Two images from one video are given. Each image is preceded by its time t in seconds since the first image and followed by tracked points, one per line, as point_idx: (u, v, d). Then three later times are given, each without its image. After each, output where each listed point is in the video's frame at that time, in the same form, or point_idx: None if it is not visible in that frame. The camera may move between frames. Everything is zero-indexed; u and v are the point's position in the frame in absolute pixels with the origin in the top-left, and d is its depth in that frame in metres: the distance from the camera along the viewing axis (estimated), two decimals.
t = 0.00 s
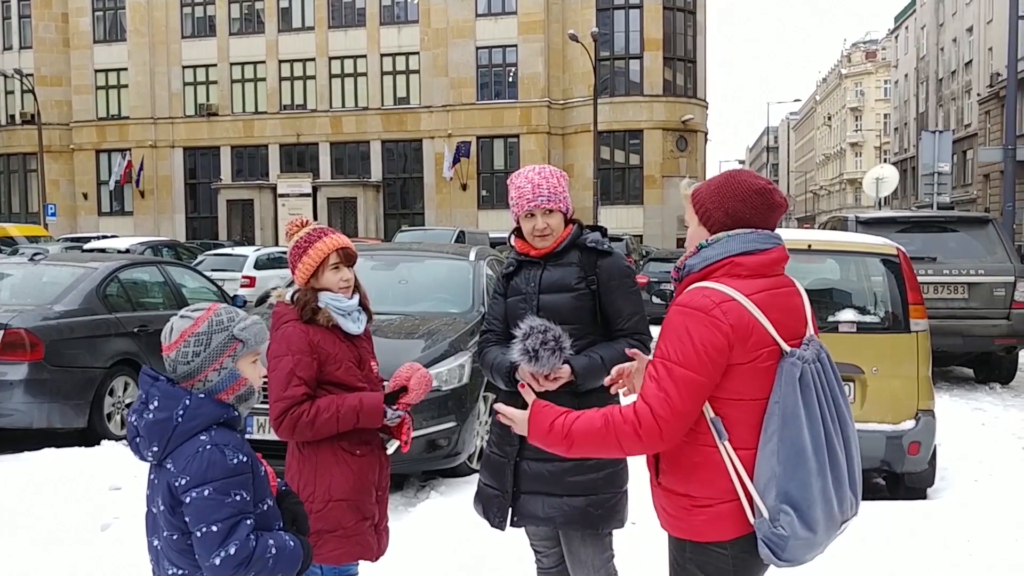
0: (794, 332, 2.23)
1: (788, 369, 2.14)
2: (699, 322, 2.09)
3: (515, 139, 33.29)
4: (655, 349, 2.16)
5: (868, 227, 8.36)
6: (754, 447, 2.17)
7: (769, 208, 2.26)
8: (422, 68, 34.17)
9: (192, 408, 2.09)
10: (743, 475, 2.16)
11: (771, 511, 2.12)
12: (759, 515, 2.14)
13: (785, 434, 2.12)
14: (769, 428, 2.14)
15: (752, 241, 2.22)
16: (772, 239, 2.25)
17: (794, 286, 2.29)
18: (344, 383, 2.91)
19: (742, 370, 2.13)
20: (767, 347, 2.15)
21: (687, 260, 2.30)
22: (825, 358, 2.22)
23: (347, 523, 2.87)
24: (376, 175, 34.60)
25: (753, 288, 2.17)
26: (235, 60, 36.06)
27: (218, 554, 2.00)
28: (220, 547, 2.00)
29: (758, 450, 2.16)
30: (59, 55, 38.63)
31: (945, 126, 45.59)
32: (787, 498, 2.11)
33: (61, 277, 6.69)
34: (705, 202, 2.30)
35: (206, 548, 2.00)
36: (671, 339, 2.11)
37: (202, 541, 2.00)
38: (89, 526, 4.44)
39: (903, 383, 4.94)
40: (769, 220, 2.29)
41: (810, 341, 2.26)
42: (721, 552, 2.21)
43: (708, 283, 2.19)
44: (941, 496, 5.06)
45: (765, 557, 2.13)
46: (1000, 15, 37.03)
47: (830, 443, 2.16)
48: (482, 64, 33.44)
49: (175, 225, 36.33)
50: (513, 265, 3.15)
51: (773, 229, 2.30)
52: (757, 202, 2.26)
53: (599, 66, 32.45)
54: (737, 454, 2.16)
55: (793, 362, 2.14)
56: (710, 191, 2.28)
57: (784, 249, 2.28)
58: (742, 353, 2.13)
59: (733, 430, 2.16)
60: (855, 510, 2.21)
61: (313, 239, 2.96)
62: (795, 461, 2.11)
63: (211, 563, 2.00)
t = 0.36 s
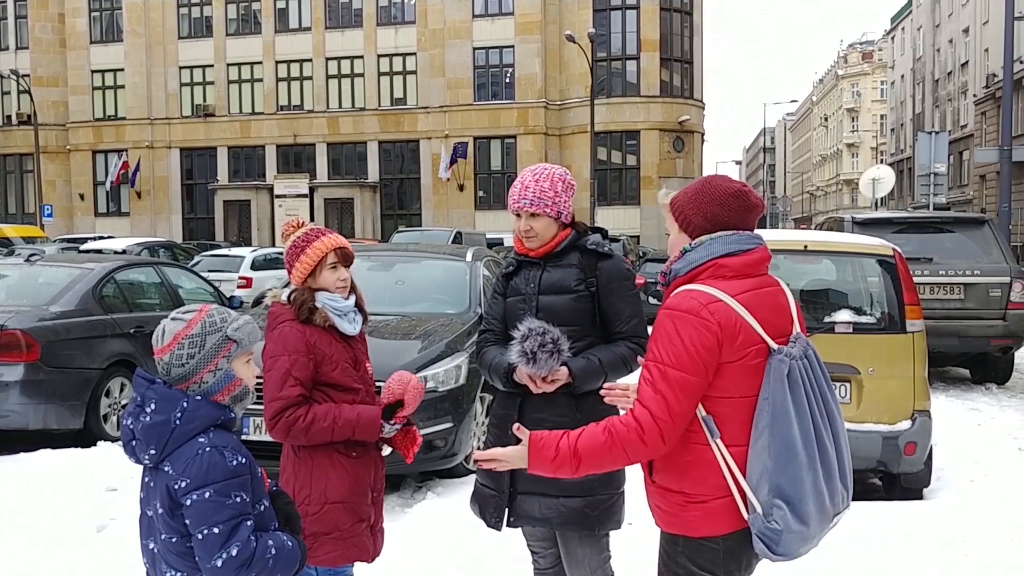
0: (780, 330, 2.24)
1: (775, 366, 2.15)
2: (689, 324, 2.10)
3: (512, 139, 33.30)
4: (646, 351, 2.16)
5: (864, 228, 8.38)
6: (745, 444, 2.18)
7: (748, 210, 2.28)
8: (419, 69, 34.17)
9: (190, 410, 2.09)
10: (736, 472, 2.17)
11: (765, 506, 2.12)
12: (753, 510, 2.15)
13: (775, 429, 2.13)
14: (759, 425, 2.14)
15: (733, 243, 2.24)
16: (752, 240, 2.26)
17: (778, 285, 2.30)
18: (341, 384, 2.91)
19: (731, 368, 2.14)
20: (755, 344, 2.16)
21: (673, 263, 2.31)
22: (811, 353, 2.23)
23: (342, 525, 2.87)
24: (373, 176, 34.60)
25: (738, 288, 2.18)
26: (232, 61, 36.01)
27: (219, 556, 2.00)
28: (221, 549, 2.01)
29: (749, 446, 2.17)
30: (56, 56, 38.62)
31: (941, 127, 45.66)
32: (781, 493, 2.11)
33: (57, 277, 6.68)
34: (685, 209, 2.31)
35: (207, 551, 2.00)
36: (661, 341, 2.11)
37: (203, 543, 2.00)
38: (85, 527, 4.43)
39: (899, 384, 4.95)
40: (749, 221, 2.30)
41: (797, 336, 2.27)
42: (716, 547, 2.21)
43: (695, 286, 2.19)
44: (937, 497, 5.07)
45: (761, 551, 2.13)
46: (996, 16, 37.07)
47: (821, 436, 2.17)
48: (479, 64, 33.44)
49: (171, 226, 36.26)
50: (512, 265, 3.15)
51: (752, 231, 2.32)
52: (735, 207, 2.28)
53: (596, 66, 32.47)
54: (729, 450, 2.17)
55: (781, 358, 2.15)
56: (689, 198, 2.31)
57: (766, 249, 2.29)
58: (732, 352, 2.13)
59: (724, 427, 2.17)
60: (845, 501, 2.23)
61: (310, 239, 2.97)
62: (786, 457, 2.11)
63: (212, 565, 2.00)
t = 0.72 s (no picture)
0: (785, 334, 2.24)
1: (780, 371, 2.14)
2: (691, 328, 2.10)
3: (509, 140, 33.31)
4: (648, 355, 2.16)
5: (860, 229, 8.38)
6: (749, 447, 2.18)
7: (753, 211, 2.28)
8: (416, 70, 34.14)
9: (184, 411, 2.08)
10: (738, 475, 2.17)
11: (768, 510, 2.12)
12: (756, 514, 2.14)
13: (780, 433, 2.13)
14: (763, 430, 2.14)
15: (740, 245, 2.23)
16: (757, 243, 2.26)
17: (783, 288, 2.30)
18: (338, 384, 2.91)
19: (734, 373, 2.14)
20: (759, 347, 2.16)
21: (678, 265, 2.31)
22: (815, 357, 2.24)
23: (339, 525, 2.87)
24: (370, 176, 34.59)
25: (743, 291, 2.18)
26: (228, 62, 35.97)
27: (213, 558, 2.00)
28: (215, 551, 2.00)
29: (752, 450, 2.17)
30: (52, 56, 38.58)
31: (938, 128, 45.76)
32: (783, 499, 2.11)
33: (53, 278, 6.67)
34: (690, 210, 2.31)
35: (201, 553, 2.00)
36: (663, 344, 2.12)
37: (198, 545, 2.00)
38: (80, 529, 4.42)
39: (894, 385, 4.96)
40: (755, 222, 2.31)
41: (803, 340, 2.27)
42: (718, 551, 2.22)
43: (699, 289, 2.19)
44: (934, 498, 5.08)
45: (762, 556, 2.13)
46: (993, 16, 37.16)
47: (825, 441, 2.17)
48: (475, 65, 33.45)
49: (168, 226, 36.19)
50: (510, 265, 3.14)
51: (757, 234, 2.32)
52: (740, 208, 2.27)
53: (593, 67, 32.48)
54: (732, 454, 2.17)
55: (785, 362, 2.15)
56: (694, 199, 2.30)
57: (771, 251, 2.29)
58: (735, 355, 2.13)
59: (727, 431, 2.17)
60: (850, 506, 2.22)
61: (306, 240, 2.96)
62: (790, 461, 2.11)
63: (206, 567, 2.00)
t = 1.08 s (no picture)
0: (813, 335, 2.23)
1: (807, 371, 2.12)
2: (718, 324, 2.08)
3: (506, 141, 33.33)
4: (673, 351, 2.15)
5: (857, 230, 8.38)
6: (771, 450, 2.16)
7: (798, 206, 2.23)
8: (413, 70, 34.12)
9: (173, 413, 2.08)
10: (759, 479, 2.15)
11: (788, 517, 2.11)
12: (776, 519, 2.13)
13: (804, 435, 2.11)
14: (787, 431, 2.12)
15: (780, 240, 2.19)
16: (797, 238, 2.21)
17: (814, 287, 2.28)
18: (333, 385, 2.90)
19: (759, 372, 2.12)
20: (789, 347, 2.14)
21: (712, 253, 2.26)
22: (844, 357, 2.22)
23: (334, 525, 2.87)
24: (367, 177, 34.60)
25: (776, 287, 2.16)
26: (225, 62, 35.96)
27: (199, 561, 1.99)
28: (200, 554, 1.99)
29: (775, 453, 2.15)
30: (49, 57, 38.58)
31: (934, 128, 45.87)
32: (804, 504, 2.10)
33: (49, 279, 6.66)
34: (729, 198, 2.25)
35: (187, 556, 1.99)
36: (687, 337, 2.11)
37: (183, 547, 1.99)
38: (76, 530, 4.41)
39: (891, 385, 4.95)
40: (799, 218, 2.26)
41: (829, 340, 2.25)
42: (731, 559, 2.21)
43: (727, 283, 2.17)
44: (930, 498, 5.08)
45: (781, 564, 2.12)
46: (989, 17, 37.26)
47: (849, 446, 2.16)
48: (472, 65, 33.49)
49: (164, 227, 36.19)
50: (505, 266, 3.14)
51: (798, 229, 2.27)
52: (785, 203, 2.22)
53: (590, 68, 32.49)
54: (754, 457, 2.15)
55: (812, 363, 2.13)
56: (738, 187, 2.24)
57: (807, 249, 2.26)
58: (762, 354, 2.11)
59: (748, 431, 2.15)
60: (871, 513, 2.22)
61: (300, 242, 2.96)
62: (813, 466, 2.10)
63: (192, 569, 1.99)
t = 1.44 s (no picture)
0: (841, 336, 2.21)
1: (839, 373, 2.11)
2: (754, 329, 2.03)
3: (503, 141, 33.34)
4: (701, 357, 2.09)
5: (853, 231, 8.39)
6: (801, 455, 2.14)
7: (826, 207, 2.19)
8: (410, 71, 34.12)
9: (160, 415, 2.08)
10: (792, 484, 2.12)
11: (825, 522, 2.09)
12: (809, 525, 2.11)
13: (839, 439, 2.10)
14: (823, 436, 2.10)
15: (810, 242, 2.16)
16: (824, 240, 2.19)
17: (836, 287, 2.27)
18: (331, 387, 2.90)
19: (795, 377, 2.10)
20: (821, 351, 2.12)
21: (739, 255, 2.21)
22: (868, 358, 2.22)
23: (335, 526, 2.86)
24: (364, 177, 34.61)
25: (806, 290, 2.13)
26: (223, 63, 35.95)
27: (186, 563, 1.99)
28: (187, 556, 1.99)
29: (806, 458, 2.13)
30: (45, 58, 38.56)
31: (931, 129, 45.93)
32: (841, 507, 2.09)
33: (45, 280, 6.65)
34: (756, 193, 2.19)
35: (174, 558, 1.99)
36: (718, 341, 2.05)
37: (170, 549, 1.99)
38: (72, 531, 4.40)
39: (888, 385, 4.95)
40: (826, 219, 2.22)
41: (851, 340, 2.24)
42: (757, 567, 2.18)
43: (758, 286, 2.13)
44: (926, 498, 5.08)
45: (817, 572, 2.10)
46: (985, 18, 37.31)
47: (879, 448, 2.16)
48: (469, 67, 33.51)
49: (161, 228, 36.20)
50: (499, 266, 3.14)
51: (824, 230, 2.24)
52: (815, 202, 2.18)
53: (587, 69, 32.50)
54: (787, 462, 2.12)
55: (845, 365, 2.12)
56: (768, 182, 2.18)
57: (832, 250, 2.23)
58: (797, 358, 2.08)
59: (779, 436, 2.12)
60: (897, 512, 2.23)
61: (295, 242, 2.95)
62: (851, 471, 2.09)
63: (179, 571, 1.99)
